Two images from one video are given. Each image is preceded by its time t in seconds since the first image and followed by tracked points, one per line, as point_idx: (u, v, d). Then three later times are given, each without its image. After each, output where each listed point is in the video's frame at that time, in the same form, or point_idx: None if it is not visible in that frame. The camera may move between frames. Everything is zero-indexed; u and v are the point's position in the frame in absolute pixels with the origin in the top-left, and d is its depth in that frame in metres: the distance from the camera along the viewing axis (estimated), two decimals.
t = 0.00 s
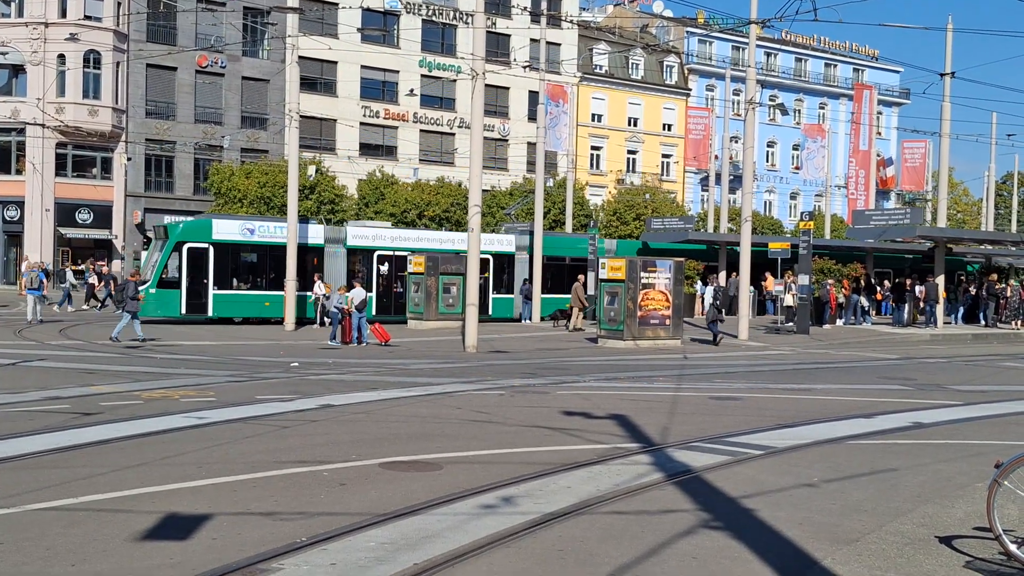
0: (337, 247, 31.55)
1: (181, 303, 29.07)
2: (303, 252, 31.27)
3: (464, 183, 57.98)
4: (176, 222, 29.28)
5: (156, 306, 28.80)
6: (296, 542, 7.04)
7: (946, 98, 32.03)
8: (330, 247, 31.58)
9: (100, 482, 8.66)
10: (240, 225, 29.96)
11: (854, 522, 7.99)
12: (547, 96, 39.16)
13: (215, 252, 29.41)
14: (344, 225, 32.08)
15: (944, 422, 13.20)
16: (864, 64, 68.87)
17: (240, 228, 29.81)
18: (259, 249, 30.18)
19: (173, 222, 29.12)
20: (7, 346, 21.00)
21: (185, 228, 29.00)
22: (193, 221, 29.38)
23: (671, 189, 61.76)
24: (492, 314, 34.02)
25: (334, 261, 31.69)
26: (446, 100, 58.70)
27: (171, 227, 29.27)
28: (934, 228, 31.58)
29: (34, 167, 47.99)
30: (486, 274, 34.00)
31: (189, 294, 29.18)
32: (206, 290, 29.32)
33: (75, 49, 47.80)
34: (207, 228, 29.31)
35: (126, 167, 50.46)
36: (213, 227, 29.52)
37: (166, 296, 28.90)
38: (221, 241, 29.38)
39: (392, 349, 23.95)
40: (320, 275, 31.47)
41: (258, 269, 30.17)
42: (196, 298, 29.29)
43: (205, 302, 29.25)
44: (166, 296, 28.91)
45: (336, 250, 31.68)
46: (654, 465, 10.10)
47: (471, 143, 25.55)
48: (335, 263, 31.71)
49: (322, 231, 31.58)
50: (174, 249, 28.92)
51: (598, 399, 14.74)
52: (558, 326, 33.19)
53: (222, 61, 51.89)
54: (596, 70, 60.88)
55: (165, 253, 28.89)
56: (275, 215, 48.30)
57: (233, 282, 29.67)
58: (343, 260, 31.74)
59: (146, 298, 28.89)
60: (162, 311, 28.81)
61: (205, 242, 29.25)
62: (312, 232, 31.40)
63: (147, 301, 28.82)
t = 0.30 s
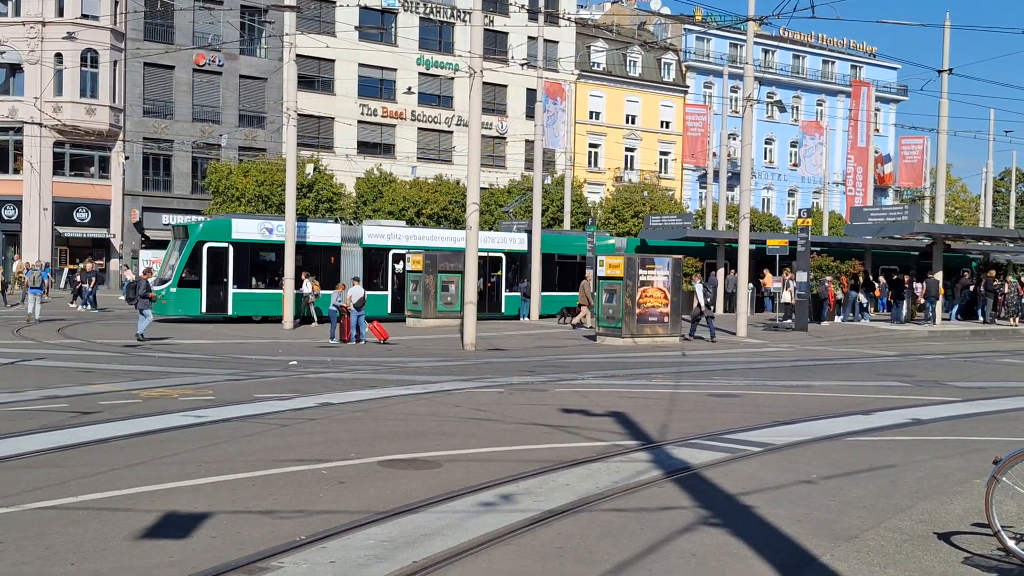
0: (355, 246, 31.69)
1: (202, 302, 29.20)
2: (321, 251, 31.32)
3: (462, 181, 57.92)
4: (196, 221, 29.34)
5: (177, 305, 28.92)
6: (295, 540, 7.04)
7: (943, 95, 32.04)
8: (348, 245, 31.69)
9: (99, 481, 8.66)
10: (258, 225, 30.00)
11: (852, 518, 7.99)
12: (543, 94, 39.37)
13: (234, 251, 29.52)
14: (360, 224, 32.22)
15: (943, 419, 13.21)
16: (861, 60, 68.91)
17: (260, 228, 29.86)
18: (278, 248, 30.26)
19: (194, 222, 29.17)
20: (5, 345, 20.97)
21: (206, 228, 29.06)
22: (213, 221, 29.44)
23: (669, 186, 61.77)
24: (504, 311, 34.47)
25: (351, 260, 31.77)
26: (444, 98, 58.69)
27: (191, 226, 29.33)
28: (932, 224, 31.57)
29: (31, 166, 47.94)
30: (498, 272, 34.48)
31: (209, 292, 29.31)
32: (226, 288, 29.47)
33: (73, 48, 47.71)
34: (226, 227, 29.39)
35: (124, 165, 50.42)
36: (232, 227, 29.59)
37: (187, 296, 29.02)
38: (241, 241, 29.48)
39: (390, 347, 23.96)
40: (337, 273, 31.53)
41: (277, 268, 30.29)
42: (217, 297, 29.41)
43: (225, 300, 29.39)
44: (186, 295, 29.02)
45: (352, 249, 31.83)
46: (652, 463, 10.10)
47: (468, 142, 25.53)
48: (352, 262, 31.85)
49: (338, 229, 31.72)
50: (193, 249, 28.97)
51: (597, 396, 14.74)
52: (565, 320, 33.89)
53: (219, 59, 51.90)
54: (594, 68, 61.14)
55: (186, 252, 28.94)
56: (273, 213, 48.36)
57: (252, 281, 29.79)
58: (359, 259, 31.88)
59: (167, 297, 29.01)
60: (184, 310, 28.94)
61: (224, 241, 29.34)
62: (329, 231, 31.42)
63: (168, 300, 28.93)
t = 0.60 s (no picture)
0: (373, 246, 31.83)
1: (222, 303, 29.41)
2: (338, 251, 31.40)
3: (459, 179, 57.89)
4: (215, 223, 29.56)
5: (198, 305, 29.18)
6: (295, 539, 7.05)
7: (940, 90, 32.06)
8: (364, 245, 31.79)
9: (100, 482, 8.67)
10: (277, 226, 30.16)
11: (852, 513, 8.00)
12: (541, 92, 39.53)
13: (254, 252, 29.67)
14: (375, 223, 32.38)
15: (942, 414, 13.22)
16: (858, 56, 68.88)
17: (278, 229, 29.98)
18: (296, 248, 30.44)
19: (213, 224, 29.39)
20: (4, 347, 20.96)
21: (225, 229, 29.25)
22: (233, 222, 29.63)
23: (666, 184, 61.74)
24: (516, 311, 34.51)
25: (368, 261, 31.89)
26: (442, 97, 58.64)
27: (210, 228, 29.55)
28: (930, 220, 31.53)
29: (29, 168, 47.92)
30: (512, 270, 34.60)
31: (229, 293, 29.50)
32: (246, 289, 29.66)
33: (69, 50, 47.67)
34: (246, 228, 29.53)
35: (122, 167, 50.44)
36: (251, 228, 29.74)
37: (207, 296, 29.24)
38: (260, 242, 29.64)
39: (389, 346, 23.96)
40: (354, 272, 31.62)
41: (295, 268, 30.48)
42: (237, 298, 29.60)
43: (245, 301, 29.58)
44: (207, 295, 29.25)
45: (369, 249, 31.95)
46: (652, 460, 10.10)
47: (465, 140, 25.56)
48: (369, 262, 31.95)
49: (355, 230, 31.83)
50: (214, 250, 29.20)
51: (597, 394, 14.73)
52: (573, 318, 34.18)
53: (216, 60, 51.84)
54: (591, 65, 61.19)
55: (206, 254, 29.17)
56: (271, 214, 48.32)
57: (271, 281, 29.98)
58: (376, 259, 32.01)
59: (188, 298, 29.30)
60: (205, 310, 29.17)
61: (244, 242, 29.50)
62: (346, 231, 31.51)
63: (189, 301, 29.23)
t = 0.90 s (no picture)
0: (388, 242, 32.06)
1: (242, 299, 29.56)
2: (355, 246, 31.65)
3: (457, 173, 57.86)
4: (234, 219, 29.52)
5: (218, 302, 29.22)
6: (296, 534, 7.06)
7: (937, 80, 32.03)
8: (380, 241, 32.03)
9: (99, 479, 8.66)
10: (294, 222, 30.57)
11: (851, 503, 8.02)
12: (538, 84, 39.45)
13: (272, 248, 29.83)
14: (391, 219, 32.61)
15: (942, 403, 13.24)
16: (855, 45, 68.84)
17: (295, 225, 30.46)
18: (312, 244, 30.92)
19: (232, 220, 29.34)
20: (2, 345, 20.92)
21: (245, 225, 29.24)
22: (251, 218, 29.63)
23: (664, 176, 61.71)
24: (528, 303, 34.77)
25: (385, 256, 32.17)
26: (438, 91, 58.54)
27: (229, 224, 29.50)
28: (929, 210, 31.50)
29: (26, 165, 47.78)
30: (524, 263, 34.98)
31: (248, 289, 29.67)
32: (265, 284, 29.95)
33: (65, 46, 47.55)
34: (265, 224, 29.59)
35: (118, 164, 50.33)
36: (270, 224, 29.85)
37: (227, 293, 29.35)
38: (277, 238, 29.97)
39: (387, 340, 23.97)
40: (371, 269, 31.89)
41: (311, 263, 31.00)
42: (256, 293, 29.82)
43: (264, 296, 29.82)
44: (227, 291, 29.34)
45: (384, 244, 32.20)
46: (652, 452, 10.11)
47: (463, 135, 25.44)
48: (385, 256, 32.27)
49: (372, 225, 32.06)
50: (233, 246, 29.22)
51: (596, 387, 14.75)
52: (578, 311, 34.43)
53: (212, 55, 51.75)
54: (588, 57, 61.10)
55: (226, 250, 29.19)
56: (269, 209, 48.27)
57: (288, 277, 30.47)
58: (391, 255, 32.28)
59: (207, 294, 29.23)
60: (224, 307, 29.26)
61: (263, 238, 29.61)
62: (362, 227, 31.75)
63: (208, 297, 29.21)
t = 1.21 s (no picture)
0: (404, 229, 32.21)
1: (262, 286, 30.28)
2: (371, 234, 32.01)
3: (456, 160, 57.77)
4: (253, 207, 30.04)
5: (239, 289, 30.02)
6: (297, 521, 7.08)
7: (937, 65, 31.94)
8: (396, 228, 32.29)
9: (101, 466, 8.69)
10: (313, 211, 30.93)
11: (849, 489, 8.04)
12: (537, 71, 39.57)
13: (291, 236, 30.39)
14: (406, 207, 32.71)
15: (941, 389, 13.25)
16: (855, 31, 68.63)
17: (314, 213, 30.80)
18: (331, 232, 31.26)
19: (251, 208, 29.87)
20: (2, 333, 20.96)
21: (264, 214, 29.77)
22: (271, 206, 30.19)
23: (664, 162, 61.64)
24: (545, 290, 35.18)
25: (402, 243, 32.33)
26: (437, 77, 58.36)
27: (248, 212, 30.04)
28: (929, 196, 31.46)
29: (24, 152, 47.88)
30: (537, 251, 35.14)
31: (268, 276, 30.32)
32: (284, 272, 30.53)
33: (62, 33, 47.49)
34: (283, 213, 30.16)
35: (117, 151, 50.25)
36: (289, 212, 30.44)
37: (248, 280, 30.10)
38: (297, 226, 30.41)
39: (387, 327, 23.99)
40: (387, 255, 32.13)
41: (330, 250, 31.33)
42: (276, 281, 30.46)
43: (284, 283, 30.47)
44: (247, 279, 30.10)
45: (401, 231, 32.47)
46: (651, 438, 10.13)
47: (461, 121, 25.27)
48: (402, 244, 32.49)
49: (388, 213, 32.40)
50: (253, 234, 29.85)
51: (596, 373, 14.76)
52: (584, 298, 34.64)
53: (210, 42, 51.60)
54: (587, 44, 60.87)
55: (246, 238, 29.82)
56: (269, 195, 48.21)
57: (308, 265, 30.90)
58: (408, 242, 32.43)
59: (228, 282, 30.03)
60: (245, 294, 30.06)
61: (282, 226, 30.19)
62: (379, 215, 32.11)
63: (229, 284, 30.02)
